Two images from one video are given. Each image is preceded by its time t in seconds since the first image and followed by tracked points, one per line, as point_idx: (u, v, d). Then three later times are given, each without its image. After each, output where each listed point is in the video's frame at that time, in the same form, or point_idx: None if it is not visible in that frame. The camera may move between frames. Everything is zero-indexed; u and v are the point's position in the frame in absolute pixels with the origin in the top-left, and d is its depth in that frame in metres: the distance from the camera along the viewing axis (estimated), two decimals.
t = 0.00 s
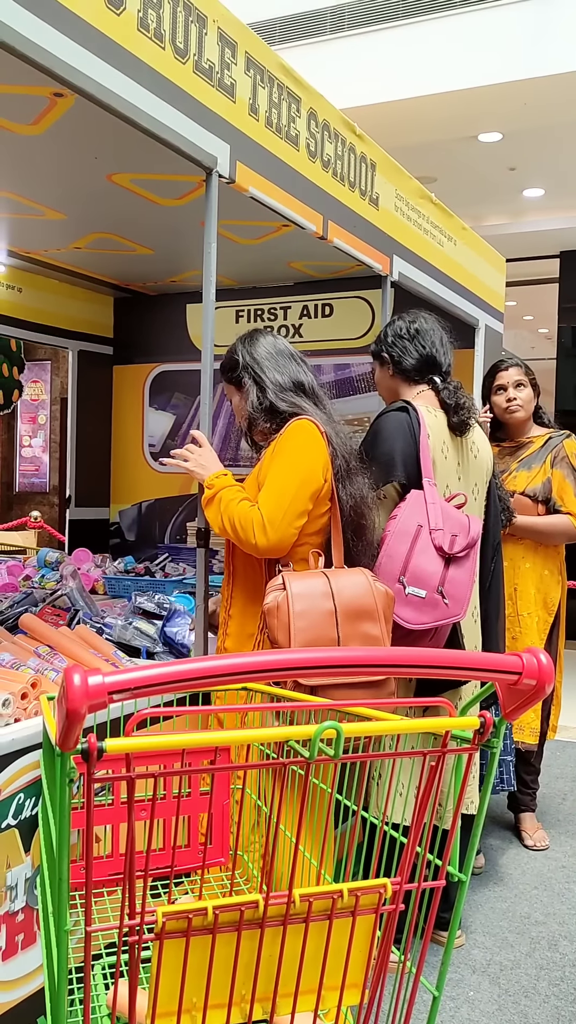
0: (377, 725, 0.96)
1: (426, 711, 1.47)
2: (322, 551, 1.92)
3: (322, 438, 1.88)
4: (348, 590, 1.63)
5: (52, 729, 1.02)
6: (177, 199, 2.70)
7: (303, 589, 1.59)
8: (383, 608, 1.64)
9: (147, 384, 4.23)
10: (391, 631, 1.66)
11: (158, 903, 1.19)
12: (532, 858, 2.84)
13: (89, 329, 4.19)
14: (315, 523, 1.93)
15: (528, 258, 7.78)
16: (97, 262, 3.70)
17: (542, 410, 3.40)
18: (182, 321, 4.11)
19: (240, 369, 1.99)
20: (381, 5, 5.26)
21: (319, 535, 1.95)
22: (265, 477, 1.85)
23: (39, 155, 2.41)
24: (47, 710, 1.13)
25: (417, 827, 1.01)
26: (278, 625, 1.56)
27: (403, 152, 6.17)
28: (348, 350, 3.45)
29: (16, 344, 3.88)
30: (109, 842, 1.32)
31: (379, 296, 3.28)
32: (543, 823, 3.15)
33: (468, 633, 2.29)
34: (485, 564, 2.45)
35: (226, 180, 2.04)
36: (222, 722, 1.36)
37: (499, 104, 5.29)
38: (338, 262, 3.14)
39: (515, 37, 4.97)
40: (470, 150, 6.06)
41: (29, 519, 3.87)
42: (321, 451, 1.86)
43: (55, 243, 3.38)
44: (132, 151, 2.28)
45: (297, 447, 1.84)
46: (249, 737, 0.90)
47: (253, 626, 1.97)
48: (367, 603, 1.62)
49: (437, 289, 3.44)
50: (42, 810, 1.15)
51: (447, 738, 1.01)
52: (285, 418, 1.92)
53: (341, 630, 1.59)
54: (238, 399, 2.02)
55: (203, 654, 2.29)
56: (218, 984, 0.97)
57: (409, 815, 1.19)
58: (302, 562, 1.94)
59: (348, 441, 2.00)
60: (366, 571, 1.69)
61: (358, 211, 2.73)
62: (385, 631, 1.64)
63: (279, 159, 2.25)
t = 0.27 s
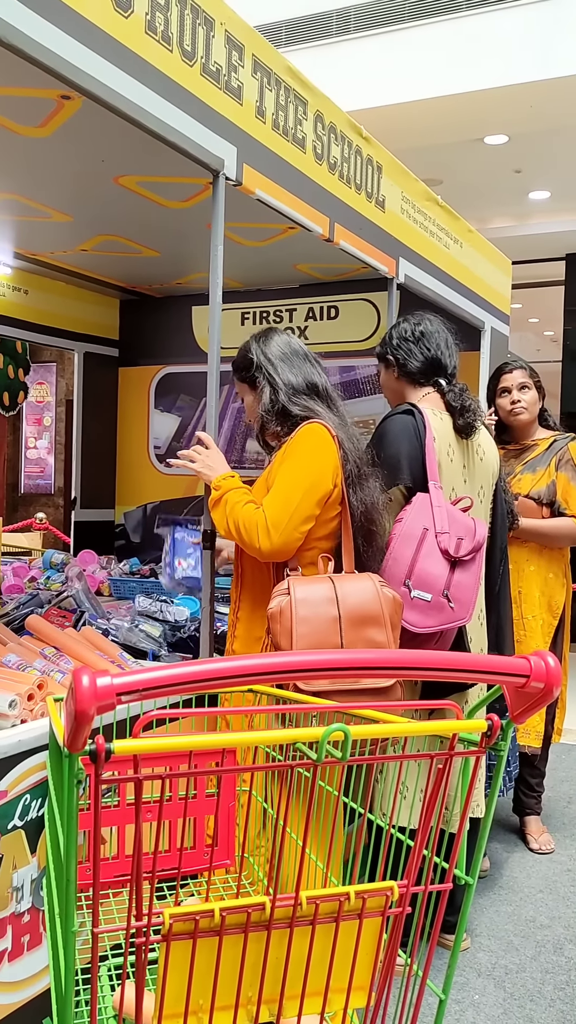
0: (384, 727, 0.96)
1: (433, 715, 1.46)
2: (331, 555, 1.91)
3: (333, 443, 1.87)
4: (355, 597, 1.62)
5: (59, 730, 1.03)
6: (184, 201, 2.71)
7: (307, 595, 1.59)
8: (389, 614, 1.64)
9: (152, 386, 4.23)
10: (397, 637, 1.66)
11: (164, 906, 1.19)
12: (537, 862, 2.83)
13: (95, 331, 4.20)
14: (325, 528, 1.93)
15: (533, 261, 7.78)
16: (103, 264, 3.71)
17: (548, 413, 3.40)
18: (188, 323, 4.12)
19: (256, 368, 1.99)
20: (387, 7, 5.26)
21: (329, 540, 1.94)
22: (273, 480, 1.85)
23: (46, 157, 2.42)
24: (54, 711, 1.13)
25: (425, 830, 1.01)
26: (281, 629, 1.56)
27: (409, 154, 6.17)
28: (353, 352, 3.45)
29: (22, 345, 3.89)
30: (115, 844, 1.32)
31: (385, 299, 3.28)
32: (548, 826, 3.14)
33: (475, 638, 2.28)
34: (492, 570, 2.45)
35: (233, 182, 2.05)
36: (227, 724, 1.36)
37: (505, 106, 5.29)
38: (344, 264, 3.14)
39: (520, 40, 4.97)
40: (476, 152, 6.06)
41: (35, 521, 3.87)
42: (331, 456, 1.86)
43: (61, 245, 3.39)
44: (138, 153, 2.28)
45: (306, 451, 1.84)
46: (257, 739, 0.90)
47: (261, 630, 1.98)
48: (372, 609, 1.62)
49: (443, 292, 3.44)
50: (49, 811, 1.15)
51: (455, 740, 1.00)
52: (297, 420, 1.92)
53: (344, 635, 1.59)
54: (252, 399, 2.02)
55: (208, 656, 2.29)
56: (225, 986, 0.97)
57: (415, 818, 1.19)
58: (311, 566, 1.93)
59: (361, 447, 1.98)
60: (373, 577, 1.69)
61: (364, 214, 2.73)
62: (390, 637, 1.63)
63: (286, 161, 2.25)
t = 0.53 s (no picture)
0: (391, 729, 0.95)
1: (438, 717, 1.46)
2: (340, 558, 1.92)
3: (346, 449, 1.88)
4: (362, 602, 1.62)
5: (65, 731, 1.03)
6: (189, 203, 2.71)
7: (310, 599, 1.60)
8: (396, 621, 1.63)
9: (157, 388, 4.24)
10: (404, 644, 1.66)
11: (170, 906, 1.19)
12: (541, 865, 2.83)
13: (100, 333, 4.20)
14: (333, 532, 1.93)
15: (538, 263, 7.77)
16: (107, 266, 3.71)
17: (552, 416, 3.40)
18: (193, 325, 4.13)
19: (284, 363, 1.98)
20: (393, 9, 5.26)
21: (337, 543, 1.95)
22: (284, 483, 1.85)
23: (52, 159, 2.42)
24: (60, 712, 1.13)
25: (431, 832, 1.01)
26: (286, 632, 1.57)
27: (414, 156, 6.16)
28: (358, 354, 3.45)
29: (26, 347, 3.89)
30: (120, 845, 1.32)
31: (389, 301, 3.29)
32: (553, 829, 3.14)
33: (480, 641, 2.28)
34: (498, 573, 2.45)
35: (238, 184, 2.05)
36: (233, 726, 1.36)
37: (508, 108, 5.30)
38: (349, 267, 3.14)
39: (525, 42, 4.97)
40: (481, 154, 6.05)
41: (39, 523, 3.87)
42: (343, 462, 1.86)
43: (66, 247, 3.40)
44: (144, 155, 2.29)
45: (319, 458, 1.84)
46: (264, 741, 0.90)
47: (266, 633, 1.98)
48: (379, 615, 1.62)
49: (447, 294, 3.44)
50: (55, 812, 1.15)
51: (461, 742, 1.00)
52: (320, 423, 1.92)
53: (350, 640, 1.59)
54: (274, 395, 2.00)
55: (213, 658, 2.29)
56: (231, 986, 0.97)
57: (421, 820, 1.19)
58: (320, 569, 1.94)
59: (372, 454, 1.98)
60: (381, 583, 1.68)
61: (369, 216, 2.74)
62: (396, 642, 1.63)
63: (291, 163, 2.25)
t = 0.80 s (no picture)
0: (396, 731, 0.95)
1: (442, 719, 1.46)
2: (350, 562, 1.91)
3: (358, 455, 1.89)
4: (376, 604, 1.64)
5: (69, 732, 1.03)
6: (193, 206, 2.71)
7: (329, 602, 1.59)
8: (409, 623, 1.65)
9: (160, 390, 4.24)
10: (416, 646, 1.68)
11: (173, 907, 1.18)
12: (544, 868, 2.82)
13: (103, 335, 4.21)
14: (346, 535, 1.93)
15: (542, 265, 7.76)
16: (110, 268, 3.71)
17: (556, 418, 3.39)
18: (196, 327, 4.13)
19: (324, 363, 2.03)
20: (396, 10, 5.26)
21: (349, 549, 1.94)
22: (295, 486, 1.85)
23: (56, 162, 2.43)
24: (64, 711, 1.14)
25: (435, 834, 1.01)
26: (302, 634, 1.56)
27: (418, 158, 6.16)
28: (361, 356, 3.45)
29: (29, 349, 3.91)
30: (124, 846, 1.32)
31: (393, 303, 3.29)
32: (556, 832, 3.13)
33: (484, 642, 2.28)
34: (502, 573, 2.46)
35: (242, 186, 2.06)
36: (236, 727, 1.36)
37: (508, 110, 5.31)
38: (352, 268, 3.14)
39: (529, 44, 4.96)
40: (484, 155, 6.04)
41: (42, 525, 3.88)
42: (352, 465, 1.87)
43: (70, 249, 3.40)
44: (147, 158, 2.29)
45: (326, 460, 1.85)
46: (269, 743, 0.90)
47: (274, 641, 1.97)
48: (392, 617, 1.63)
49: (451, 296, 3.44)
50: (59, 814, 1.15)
51: (466, 743, 1.00)
52: (352, 429, 1.99)
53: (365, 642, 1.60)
54: (310, 393, 2.03)
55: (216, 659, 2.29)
56: (235, 988, 0.97)
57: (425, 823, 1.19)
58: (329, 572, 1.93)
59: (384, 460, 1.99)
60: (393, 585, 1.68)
61: (373, 218, 2.74)
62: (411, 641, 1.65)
63: (294, 165, 2.25)
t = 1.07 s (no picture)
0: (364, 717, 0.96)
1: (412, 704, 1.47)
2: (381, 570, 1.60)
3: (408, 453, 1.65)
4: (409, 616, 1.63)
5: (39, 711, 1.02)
6: (174, 181, 2.68)
7: (357, 604, 1.57)
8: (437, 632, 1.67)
9: (137, 367, 4.20)
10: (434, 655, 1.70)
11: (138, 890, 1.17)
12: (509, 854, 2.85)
13: (81, 309, 4.17)
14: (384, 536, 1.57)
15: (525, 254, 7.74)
16: (89, 241, 3.66)
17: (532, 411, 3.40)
18: (175, 305, 4.09)
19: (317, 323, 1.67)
20: None
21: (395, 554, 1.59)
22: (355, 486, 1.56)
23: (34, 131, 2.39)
24: (30, 690, 1.13)
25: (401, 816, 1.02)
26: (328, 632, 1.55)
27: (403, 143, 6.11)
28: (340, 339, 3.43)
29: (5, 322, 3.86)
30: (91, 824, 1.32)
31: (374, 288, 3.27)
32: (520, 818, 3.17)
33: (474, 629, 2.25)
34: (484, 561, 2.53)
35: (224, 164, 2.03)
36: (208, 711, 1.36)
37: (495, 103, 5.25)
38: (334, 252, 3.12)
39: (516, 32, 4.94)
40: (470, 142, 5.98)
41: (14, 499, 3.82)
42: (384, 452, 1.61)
43: (48, 221, 3.35)
44: (128, 130, 2.26)
45: (350, 450, 1.61)
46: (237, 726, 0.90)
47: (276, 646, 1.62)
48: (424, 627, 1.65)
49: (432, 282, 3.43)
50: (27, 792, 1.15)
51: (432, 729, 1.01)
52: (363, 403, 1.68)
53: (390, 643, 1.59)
54: (300, 365, 1.66)
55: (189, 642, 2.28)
56: (196, 969, 0.99)
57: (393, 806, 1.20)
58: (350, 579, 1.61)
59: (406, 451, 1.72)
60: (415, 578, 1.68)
61: (354, 201, 2.72)
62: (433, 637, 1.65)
63: (277, 145, 2.23)
